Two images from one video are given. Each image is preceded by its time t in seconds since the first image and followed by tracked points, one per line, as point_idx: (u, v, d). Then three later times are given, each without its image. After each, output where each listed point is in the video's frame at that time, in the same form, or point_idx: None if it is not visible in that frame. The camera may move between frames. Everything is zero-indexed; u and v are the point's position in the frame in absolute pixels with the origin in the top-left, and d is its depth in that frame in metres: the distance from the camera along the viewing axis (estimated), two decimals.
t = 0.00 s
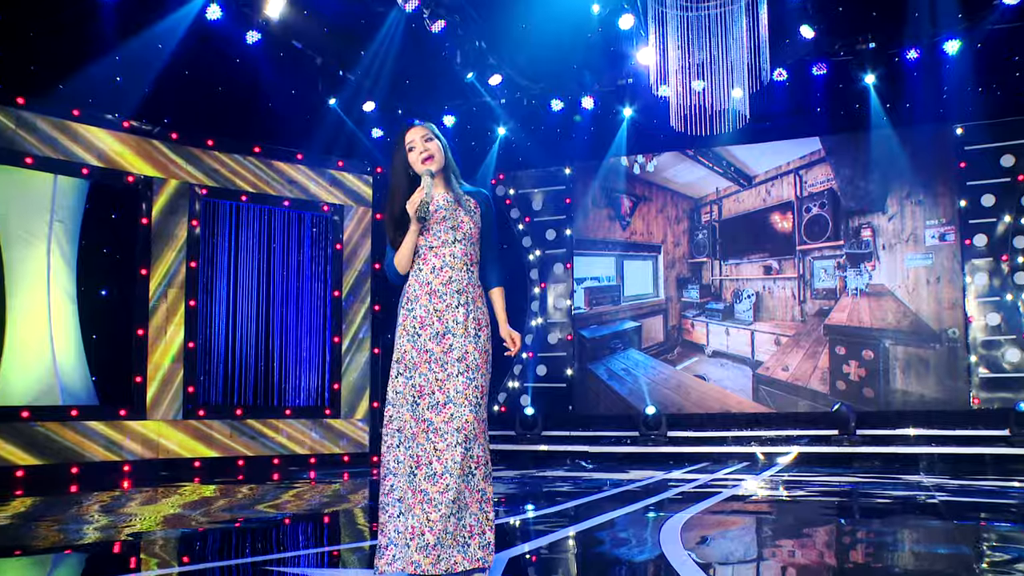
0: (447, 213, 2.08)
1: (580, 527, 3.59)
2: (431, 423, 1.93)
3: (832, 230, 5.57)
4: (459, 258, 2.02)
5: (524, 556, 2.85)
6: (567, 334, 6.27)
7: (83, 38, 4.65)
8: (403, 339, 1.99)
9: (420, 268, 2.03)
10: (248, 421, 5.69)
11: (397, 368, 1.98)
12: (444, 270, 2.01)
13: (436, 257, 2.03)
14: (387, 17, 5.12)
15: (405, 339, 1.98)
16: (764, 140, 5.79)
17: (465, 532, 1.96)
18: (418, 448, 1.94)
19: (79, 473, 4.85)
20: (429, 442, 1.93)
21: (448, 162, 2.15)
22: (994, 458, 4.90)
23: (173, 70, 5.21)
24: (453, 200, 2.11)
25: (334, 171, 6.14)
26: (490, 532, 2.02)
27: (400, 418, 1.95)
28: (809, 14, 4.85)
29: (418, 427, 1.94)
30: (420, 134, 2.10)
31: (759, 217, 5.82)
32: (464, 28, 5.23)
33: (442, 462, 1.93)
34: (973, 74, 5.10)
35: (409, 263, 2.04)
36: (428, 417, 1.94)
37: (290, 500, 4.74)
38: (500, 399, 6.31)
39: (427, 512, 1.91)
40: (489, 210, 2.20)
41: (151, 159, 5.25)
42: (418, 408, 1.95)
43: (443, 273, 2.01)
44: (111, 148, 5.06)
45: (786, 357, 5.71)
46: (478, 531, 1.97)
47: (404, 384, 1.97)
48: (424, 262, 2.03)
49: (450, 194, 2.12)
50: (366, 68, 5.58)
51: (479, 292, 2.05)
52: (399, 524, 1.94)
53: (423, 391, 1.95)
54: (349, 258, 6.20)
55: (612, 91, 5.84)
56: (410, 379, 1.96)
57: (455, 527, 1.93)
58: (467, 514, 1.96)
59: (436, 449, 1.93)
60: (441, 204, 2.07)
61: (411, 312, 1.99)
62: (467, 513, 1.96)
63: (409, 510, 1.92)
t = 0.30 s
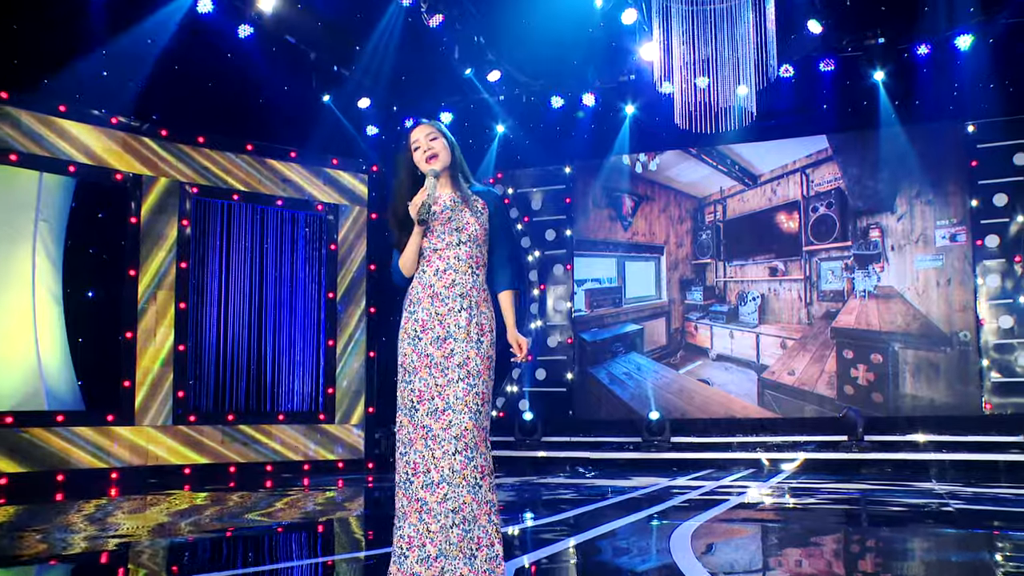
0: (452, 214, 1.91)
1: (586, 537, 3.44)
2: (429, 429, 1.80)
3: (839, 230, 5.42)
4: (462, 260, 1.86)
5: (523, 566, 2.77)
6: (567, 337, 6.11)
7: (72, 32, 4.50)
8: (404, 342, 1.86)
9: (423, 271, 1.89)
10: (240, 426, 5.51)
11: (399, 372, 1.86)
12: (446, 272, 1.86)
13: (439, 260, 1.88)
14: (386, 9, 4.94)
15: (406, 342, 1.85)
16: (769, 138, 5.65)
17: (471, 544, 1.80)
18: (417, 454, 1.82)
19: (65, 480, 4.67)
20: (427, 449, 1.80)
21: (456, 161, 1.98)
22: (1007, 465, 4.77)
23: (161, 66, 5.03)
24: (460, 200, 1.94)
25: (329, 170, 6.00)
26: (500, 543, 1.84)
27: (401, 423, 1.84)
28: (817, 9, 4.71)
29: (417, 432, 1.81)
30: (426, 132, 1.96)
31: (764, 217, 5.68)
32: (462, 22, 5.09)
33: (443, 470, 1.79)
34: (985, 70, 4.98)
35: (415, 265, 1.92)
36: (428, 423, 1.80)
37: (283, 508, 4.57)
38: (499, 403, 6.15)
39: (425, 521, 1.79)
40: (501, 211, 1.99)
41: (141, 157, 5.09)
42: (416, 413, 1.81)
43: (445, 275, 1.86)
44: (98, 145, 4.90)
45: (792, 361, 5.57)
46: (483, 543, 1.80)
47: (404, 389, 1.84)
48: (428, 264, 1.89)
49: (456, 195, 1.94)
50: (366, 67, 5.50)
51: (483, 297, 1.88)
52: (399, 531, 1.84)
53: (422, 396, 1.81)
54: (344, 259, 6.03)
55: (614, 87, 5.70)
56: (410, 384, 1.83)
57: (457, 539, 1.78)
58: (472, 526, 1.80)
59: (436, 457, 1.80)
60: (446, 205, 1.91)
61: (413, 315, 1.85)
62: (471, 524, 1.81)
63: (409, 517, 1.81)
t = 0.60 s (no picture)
0: (461, 213, 1.84)
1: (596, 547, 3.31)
2: (434, 435, 1.71)
3: (846, 232, 5.29)
4: (470, 261, 1.78)
5: None
6: (567, 341, 5.96)
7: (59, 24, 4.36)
8: (410, 346, 1.77)
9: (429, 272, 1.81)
10: (232, 433, 5.35)
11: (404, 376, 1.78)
12: (454, 273, 1.77)
13: (446, 261, 1.80)
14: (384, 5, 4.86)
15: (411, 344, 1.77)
16: (774, 138, 5.51)
17: (473, 557, 1.71)
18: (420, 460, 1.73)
19: (49, 488, 4.51)
20: (431, 454, 1.72)
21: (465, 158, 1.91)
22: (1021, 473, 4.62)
23: (149, 63, 4.86)
24: (468, 198, 1.87)
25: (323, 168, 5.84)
26: (501, 557, 1.75)
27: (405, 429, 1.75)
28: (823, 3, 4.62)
29: (421, 438, 1.72)
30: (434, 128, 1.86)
31: (769, 218, 5.55)
32: (460, 17, 4.97)
33: (446, 478, 1.70)
34: (995, 68, 4.85)
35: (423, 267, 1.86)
36: (433, 429, 1.72)
37: (275, 517, 4.41)
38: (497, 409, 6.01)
39: (427, 529, 1.70)
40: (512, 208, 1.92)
41: (129, 156, 4.94)
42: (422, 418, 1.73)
43: (453, 276, 1.77)
44: (85, 142, 4.74)
45: (798, 365, 5.43)
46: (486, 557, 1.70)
47: (409, 394, 1.75)
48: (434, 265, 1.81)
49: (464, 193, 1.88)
50: (364, 64, 5.40)
51: (492, 299, 1.79)
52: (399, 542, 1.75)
53: (428, 402, 1.72)
54: (337, 261, 5.87)
55: (615, 85, 5.58)
56: (415, 389, 1.75)
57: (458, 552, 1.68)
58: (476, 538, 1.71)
59: (440, 465, 1.71)
60: (455, 203, 1.85)
61: (419, 317, 1.76)
62: (472, 535, 1.71)
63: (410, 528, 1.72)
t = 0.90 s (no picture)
0: (466, 207, 1.95)
1: (597, 557, 3.16)
2: (445, 439, 1.82)
3: (851, 233, 5.15)
4: (479, 257, 1.87)
5: None
6: (565, 345, 5.81)
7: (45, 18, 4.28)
8: (423, 348, 1.89)
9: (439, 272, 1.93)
10: (220, 440, 5.17)
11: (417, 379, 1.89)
12: (464, 271, 1.88)
13: (455, 258, 1.91)
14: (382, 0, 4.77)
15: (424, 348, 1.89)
16: (778, 137, 5.38)
17: (485, 561, 1.82)
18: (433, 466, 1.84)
19: (31, 498, 4.34)
20: (442, 460, 1.82)
21: (475, 153, 2.02)
22: None
23: (136, 59, 4.72)
24: (475, 192, 1.97)
25: (314, 168, 5.61)
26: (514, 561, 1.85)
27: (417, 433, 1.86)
28: None
29: (433, 444, 1.84)
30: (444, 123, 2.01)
31: (772, 219, 5.41)
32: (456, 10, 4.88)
33: (459, 482, 1.81)
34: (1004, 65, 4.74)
35: (432, 265, 2.02)
36: (444, 433, 1.83)
37: (264, 526, 4.24)
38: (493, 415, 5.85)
39: (438, 536, 1.81)
40: (521, 200, 1.98)
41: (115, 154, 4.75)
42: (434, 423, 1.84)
43: (464, 274, 1.88)
44: (69, 138, 4.55)
45: (802, 370, 5.30)
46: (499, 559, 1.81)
47: (421, 398, 1.87)
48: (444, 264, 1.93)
49: (471, 187, 1.99)
50: (359, 63, 5.32)
51: (506, 294, 1.88)
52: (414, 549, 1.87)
53: (439, 404, 1.83)
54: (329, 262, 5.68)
55: (614, 82, 5.44)
56: (427, 393, 1.86)
57: (471, 555, 1.80)
58: (487, 541, 1.81)
59: (451, 469, 1.82)
60: (461, 198, 1.96)
61: (432, 319, 1.88)
62: (485, 540, 1.82)
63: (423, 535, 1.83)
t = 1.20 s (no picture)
0: (476, 211, 2.09)
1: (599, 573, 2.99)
2: (457, 451, 1.94)
3: (857, 235, 5.01)
4: (489, 262, 2.00)
5: None
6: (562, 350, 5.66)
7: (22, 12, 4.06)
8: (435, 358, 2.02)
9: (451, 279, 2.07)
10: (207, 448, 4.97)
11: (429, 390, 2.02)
12: (475, 276, 2.00)
13: (466, 263, 2.04)
14: None
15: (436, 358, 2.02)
16: (782, 137, 5.24)
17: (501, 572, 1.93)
18: (442, 480, 1.96)
19: (8, 510, 4.15)
20: (454, 473, 1.95)
21: (486, 155, 2.15)
22: None
23: (118, 53, 4.51)
24: (486, 196, 2.10)
25: (305, 167, 5.41)
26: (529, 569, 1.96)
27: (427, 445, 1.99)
28: None
29: (442, 456, 1.96)
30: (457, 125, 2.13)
31: (775, 221, 5.27)
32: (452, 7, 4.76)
33: (471, 493, 1.93)
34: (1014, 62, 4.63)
35: (443, 271, 2.20)
36: (453, 444, 1.95)
37: (253, 537, 4.05)
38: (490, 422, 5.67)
39: (450, 550, 1.93)
40: (531, 201, 2.09)
41: (99, 151, 4.54)
42: (441, 435, 1.96)
43: (475, 280, 2.00)
44: (50, 136, 4.33)
45: (807, 377, 5.16)
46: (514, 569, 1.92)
47: (432, 410, 2.00)
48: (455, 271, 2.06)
49: (480, 190, 2.13)
50: (357, 57, 5.23)
51: (517, 298, 2.00)
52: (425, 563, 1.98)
53: (448, 414, 1.96)
54: (321, 265, 5.50)
55: (613, 81, 5.30)
56: (438, 403, 1.98)
57: (485, 564, 1.92)
58: (503, 553, 1.93)
59: (462, 480, 1.94)
60: (471, 200, 2.11)
61: (444, 328, 2.01)
62: (501, 551, 1.93)
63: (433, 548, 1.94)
